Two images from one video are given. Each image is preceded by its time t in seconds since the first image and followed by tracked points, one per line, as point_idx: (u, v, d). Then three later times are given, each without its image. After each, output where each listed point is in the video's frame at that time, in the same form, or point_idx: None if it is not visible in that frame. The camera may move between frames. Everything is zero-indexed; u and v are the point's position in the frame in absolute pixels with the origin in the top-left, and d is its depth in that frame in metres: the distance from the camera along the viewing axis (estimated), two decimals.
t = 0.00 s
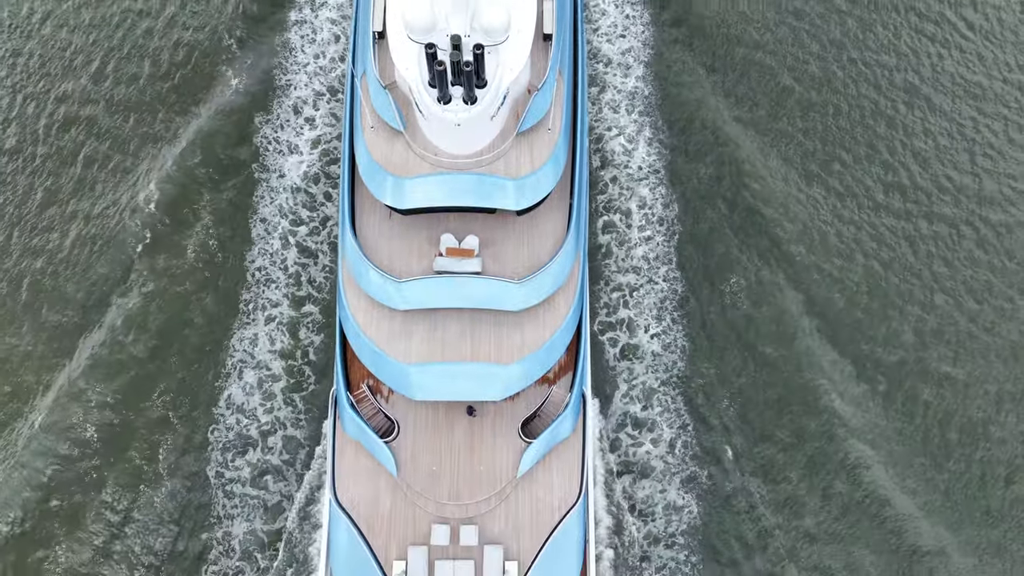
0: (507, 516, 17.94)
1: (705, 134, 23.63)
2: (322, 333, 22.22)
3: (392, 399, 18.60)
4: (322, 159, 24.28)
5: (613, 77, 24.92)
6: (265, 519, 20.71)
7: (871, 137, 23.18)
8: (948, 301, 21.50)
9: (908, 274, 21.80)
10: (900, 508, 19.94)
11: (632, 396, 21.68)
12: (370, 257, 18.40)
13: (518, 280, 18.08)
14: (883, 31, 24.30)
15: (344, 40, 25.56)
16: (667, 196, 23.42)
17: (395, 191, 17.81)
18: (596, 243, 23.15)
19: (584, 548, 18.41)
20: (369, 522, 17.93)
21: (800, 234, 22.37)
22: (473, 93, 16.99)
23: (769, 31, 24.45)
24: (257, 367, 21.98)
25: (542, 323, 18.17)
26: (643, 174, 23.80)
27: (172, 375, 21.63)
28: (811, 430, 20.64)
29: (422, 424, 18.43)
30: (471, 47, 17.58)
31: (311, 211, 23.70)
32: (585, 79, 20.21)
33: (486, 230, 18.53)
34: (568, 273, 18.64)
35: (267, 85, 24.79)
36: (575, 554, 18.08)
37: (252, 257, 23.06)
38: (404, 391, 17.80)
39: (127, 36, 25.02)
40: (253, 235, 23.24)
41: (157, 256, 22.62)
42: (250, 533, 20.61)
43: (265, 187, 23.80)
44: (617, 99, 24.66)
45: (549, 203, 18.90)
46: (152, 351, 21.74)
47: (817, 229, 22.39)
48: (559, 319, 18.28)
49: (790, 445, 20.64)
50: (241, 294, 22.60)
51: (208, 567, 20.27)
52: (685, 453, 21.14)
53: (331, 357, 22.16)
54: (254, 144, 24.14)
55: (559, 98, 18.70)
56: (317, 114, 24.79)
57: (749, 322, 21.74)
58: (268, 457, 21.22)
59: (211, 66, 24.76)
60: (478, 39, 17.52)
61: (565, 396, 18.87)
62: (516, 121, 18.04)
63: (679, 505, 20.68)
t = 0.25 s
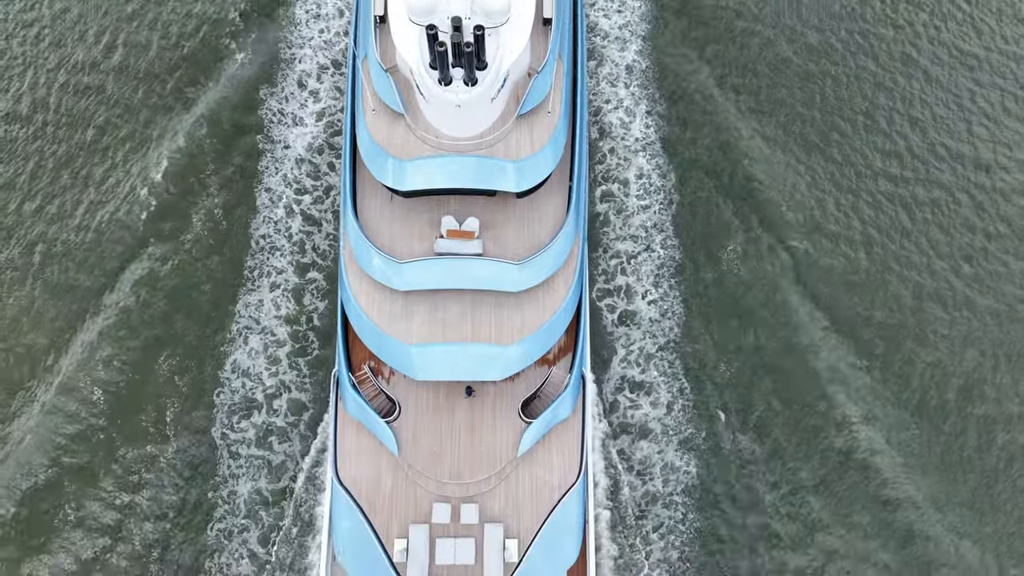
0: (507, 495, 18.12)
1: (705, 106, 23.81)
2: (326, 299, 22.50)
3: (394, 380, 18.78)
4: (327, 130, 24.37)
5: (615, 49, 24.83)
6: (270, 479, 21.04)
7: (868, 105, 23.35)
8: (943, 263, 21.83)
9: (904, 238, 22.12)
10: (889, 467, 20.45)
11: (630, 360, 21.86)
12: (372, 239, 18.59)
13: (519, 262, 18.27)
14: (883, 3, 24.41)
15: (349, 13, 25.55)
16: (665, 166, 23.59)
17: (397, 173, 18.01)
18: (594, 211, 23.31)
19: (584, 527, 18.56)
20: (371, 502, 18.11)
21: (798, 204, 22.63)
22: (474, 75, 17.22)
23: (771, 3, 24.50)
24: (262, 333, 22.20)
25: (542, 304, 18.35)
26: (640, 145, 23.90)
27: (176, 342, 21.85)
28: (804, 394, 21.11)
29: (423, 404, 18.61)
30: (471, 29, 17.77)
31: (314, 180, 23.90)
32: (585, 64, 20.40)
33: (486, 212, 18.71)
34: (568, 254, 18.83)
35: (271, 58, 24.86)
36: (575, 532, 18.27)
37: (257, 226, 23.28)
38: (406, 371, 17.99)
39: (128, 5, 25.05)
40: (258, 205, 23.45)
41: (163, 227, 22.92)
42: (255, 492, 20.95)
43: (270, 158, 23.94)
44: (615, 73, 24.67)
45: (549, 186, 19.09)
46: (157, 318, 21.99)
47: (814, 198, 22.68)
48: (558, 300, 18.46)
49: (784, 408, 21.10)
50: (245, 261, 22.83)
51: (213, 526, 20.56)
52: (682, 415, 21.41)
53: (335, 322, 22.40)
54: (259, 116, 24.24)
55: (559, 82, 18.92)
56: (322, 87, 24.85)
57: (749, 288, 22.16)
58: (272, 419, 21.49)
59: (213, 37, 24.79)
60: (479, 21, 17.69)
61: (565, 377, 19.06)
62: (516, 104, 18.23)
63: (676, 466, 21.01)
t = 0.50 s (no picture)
0: (507, 475, 18.28)
1: (701, 80, 24.32)
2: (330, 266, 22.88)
3: (395, 361, 18.98)
4: (332, 103, 25.01)
5: (609, 25, 25.56)
6: (274, 439, 21.24)
7: (866, 78, 23.95)
8: (942, 229, 22.25)
9: (903, 204, 22.53)
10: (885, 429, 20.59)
11: (628, 326, 22.25)
12: (373, 221, 18.75)
13: (519, 244, 18.42)
14: None
15: None
16: (661, 138, 24.13)
17: (398, 156, 18.19)
18: (592, 180, 23.85)
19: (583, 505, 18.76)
20: (372, 481, 18.31)
21: (794, 173, 23.00)
22: (474, 56, 17.23)
23: None
24: (267, 299, 22.56)
25: (542, 285, 18.52)
26: (638, 118, 24.45)
27: (182, 309, 22.04)
28: (802, 356, 21.23)
29: (425, 385, 18.79)
30: (471, 12, 17.94)
31: (319, 150, 24.36)
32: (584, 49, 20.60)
33: (487, 195, 18.89)
34: (568, 236, 19.01)
35: (276, 33, 25.57)
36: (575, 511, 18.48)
37: (262, 194, 23.68)
38: (407, 352, 18.17)
39: None
40: (263, 174, 23.88)
41: (169, 197, 23.08)
42: (260, 452, 21.12)
43: (275, 129, 24.44)
44: (612, 47, 25.32)
45: (549, 169, 19.28)
46: (163, 285, 22.15)
47: (809, 168, 23.06)
48: (558, 282, 18.63)
49: (781, 369, 21.24)
50: (250, 228, 23.21)
51: (218, 484, 20.74)
52: (680, 378, 21.68)
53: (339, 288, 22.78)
54: (264, 89, 24.82)
55: (559, 66, 19.12)
56: (326, 61, 25.49)
57: (750, 250, 22.33)
58: (277, 382, 21.75)
59: (219, 15, 25.46)
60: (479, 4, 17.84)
61: (565, 358, 19.25)
62: (516, 88, 18.41)
63: (674, 428, 21.24)
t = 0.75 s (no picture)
0: (507, 455, 18.46)
1: (700, 52, 24.54)
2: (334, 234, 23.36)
3: (396, 342, 19.17)
4: (335, 77, 25.21)
5: None
6: (279, 402, 21.77)
7: (864, 51, 24.25)
8: (936, 199, 22.75)
9: (898, 175, 23.02)
10: (878, 391, 21.16)
11: (625, 293, 22.75)
12: (375, 203, 18.92)
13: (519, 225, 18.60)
14: None
15: None
16: (659, 111, 24.40)
17: (399, 138, 18.39)
18: (591, 150, 24.25)
19: (582, 484, 19.02)
20: (373, 460, 18.49)
21: (790, 145, 23.45)
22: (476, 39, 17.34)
23: None
24: (272, 267, 22.96)
25: (542, 267, 18.70)
26: (637, 91, 24.70)
27: (189, 279, 22.50)
28: (797, 321, 21.69)
29: (426, 366, 18.97)
30: None
31: (322, 122, 24.66)
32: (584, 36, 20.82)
33: (487, 178, 19.07)
34: (568, 218, 19.19)
35: (279, 7, 25.66)
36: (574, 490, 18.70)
37: (267, 165, 24.01)
38: (408, 333, 18.36)
39: None
40: (267, 145, 24.17)
41: (175, 170, 23.50)
42: (265, 415, 21.63)
43: (279, 101, 24.67)
44: (609, 21, 25.36)
45: (549, 152, 19.48)
46: (171, 256, 22.63)
47: (806, 138, 23.49)
48: (558, 264, 18.81)
49: (777, 334, 21.72)
50: (255, 197, 23.57)
51: (225, 444, 21.30)
52: (677, 344, 22.27)
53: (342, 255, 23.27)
54: (267, 61, 24.99)
55: (558, 51, 19.34)
56: (330, 35, 25.57)
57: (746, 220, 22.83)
58: (282, 347, 22.24)
59: None
60: None
61: (564, 339, 19.43)
62: (516, 71, 18.60)
63: (671, 391, 21.87)
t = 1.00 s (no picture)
0: (507, 435, 18.63)
1: (700, 28, 25.00)
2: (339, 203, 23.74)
3: (397, 324, 19.35)
4: (339, 52, 25.64)
5: None
6: (283, 365, 22.11)
7: (860, 26, 24.70)
8: (932, 169, 23.05)
9: (896, 144, 23.40)
10: (872, 354, 21.50)
11: (624, 260, 23.21)
12: (376, 186, 19.09)
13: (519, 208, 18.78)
14: None
15: None
16: (657, 83, 24.89)
17: (400, 121, 18.58)
18: (590, 122, 24.72)
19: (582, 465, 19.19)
20: (375, 441, 18.66)
21: (788, 116, 23.89)
22: (476, 22, 17.53)
23: None
24: (277, 236, 23.38)
25: (542, 249, 18.87)
26: (635, 66, 25.16)
27: (194, 246, 22.93)
28: (793, 286, 22.09)
29: (426, 348, 19.14)
30: None
31: (327, 94, 25.09)
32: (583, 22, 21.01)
33: (488, 161, 19.25)
34: (567, 201, 19.36)
35: None
36: (574, 470, 18.88)
37: (271, 136, 24.44)
38: (410, 314, 18.55)
39: None
40: (271, 116, 24.61)
41: (179, 141, 23.89)
42: (270, 379, 21.96)
43: (283, 75, 25.09)
44: None
45: (548, 136, 19.66)
46: (176, 225, 23.10)
47: (803, 110, 23.95)
48: (557, 246, 18.99)
49: (773, 300, 22.10)
50: (259, 166, 23.97)
51: (228, 407, 21.62)
52: (674, 310, 22.66)
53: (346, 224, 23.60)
54: (271, 35, 25.45)
55: (558, 36, 19.52)
56: (334, 10, 26.08)
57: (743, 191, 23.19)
58: (286, 313, 22.60)
59: None
60: None
61: (564, 322, 19.60)
62: (516, 55, 18.79)
63: (669, 355, 22.22)
